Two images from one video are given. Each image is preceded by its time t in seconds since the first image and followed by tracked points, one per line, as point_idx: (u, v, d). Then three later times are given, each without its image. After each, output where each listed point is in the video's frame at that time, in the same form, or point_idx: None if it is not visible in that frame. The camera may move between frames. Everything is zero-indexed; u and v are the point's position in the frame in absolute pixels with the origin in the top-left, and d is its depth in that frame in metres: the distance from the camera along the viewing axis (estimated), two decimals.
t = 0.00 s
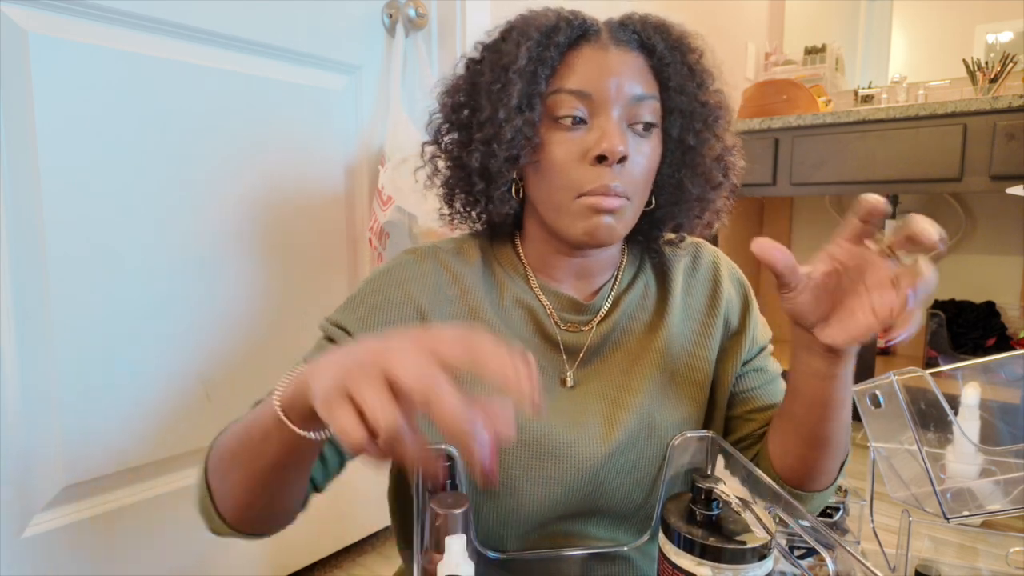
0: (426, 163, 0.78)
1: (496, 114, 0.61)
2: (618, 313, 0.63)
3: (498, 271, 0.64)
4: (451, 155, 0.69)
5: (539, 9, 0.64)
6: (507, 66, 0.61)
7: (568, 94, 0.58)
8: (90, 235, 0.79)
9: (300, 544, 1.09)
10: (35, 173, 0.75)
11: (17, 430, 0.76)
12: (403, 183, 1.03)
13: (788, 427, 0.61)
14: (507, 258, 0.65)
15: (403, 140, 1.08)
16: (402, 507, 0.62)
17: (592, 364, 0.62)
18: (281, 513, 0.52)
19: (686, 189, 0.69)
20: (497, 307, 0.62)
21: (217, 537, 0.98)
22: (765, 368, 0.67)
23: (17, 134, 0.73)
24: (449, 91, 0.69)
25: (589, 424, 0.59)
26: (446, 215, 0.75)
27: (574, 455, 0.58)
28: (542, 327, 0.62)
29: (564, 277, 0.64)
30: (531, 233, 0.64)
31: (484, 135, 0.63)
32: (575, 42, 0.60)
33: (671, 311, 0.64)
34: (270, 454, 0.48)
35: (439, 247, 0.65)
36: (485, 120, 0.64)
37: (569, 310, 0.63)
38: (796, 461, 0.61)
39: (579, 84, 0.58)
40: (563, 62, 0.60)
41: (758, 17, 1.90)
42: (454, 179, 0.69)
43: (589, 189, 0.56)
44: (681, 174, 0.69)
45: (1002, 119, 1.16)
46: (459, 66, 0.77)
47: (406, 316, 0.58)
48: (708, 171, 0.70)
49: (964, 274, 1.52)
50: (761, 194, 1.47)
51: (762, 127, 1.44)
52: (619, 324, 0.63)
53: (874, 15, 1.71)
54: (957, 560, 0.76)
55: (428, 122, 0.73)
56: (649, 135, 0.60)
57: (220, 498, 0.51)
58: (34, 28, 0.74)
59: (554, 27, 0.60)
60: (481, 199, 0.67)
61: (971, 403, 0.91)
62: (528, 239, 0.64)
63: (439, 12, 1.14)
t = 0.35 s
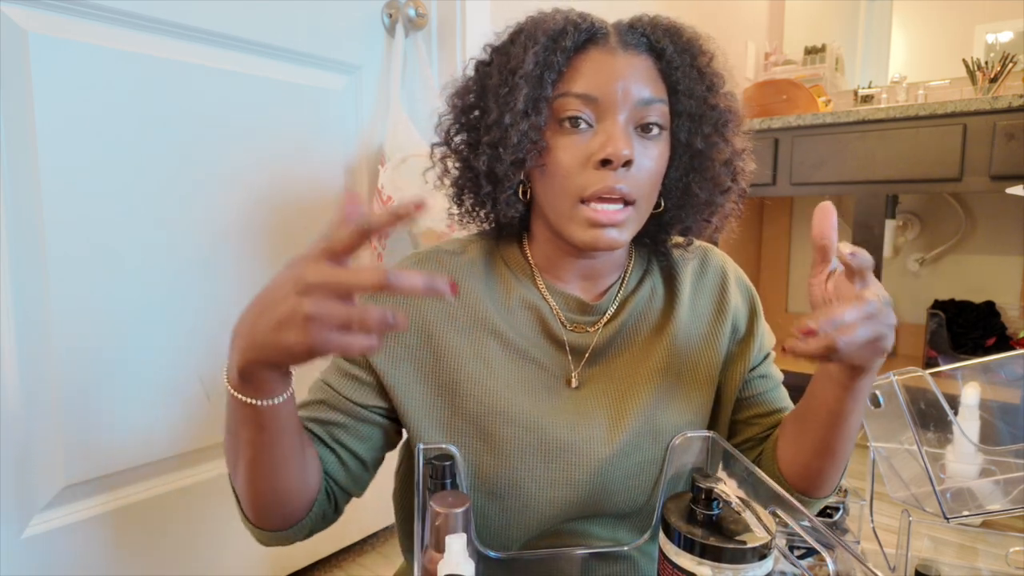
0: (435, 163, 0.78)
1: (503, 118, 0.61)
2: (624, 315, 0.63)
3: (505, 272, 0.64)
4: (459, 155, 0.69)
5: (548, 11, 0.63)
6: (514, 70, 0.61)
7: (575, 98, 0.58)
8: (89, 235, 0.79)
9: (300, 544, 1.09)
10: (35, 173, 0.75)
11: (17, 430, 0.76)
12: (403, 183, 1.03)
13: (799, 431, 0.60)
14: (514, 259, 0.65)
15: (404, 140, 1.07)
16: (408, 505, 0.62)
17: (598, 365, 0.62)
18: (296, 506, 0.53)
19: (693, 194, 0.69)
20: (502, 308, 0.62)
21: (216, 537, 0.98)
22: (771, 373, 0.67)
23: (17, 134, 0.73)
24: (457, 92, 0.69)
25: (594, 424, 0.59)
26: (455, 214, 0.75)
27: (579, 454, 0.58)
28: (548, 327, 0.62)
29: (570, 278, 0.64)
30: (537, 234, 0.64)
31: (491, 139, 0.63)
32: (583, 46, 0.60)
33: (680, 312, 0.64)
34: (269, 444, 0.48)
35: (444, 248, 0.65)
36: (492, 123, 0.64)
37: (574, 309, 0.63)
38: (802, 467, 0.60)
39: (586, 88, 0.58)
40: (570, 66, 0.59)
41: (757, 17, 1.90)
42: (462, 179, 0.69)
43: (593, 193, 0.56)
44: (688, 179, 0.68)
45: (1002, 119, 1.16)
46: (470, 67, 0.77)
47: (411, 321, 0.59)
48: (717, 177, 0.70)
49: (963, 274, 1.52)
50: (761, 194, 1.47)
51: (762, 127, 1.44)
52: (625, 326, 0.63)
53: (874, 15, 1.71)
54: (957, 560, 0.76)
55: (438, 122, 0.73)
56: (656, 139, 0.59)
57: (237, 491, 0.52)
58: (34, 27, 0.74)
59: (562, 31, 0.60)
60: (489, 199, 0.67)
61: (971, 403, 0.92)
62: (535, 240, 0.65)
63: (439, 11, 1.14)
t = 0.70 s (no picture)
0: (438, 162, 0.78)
1: (496, 119, 0.62)
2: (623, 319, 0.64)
3: (506, 274, 0.64)
4: (461, 156, 0.70)
5: (548, 12, 0.63)
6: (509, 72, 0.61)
7: (569, 99, 0.58)
8: (89, 235, 0.79)
9: (300, 544, 1.09)
10: (35, 173, 0.75)
11: (16, 430, 0.76)
12: (403, 182, 1.03)
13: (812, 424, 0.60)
14: (515, 260, 0.65)
15: (404, 140, 1.07)
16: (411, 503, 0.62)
17: (598, 366, 0.62)
18: (293, 488, 0.52)
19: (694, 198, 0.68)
20: (501, 310, 0.62)
21: (216, 537, 0.98)
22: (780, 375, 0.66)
23: (17, 134, 0.73)
24: (460, 91, 0.69)
25: (595, 424, 0.59)
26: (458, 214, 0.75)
27: (577, 454, 0.58)
28: (547, 328, 0.62)
29: (571, 280, 0.64)
30: (538, 235, 0.64)
31: (488, 141, 0.64)
32: (578, 46, 0.59)
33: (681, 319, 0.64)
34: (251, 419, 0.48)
35: (444, 248, 0.66)
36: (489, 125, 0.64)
37: (574, 310, 0.63)
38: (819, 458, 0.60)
39: (580, 89, 0.58)
40: (563, 68, 0.59)
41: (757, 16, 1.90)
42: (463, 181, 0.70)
43: (583, 195, 0.56)
44: (687, 182, 0.67)
45: (1002, 119, 1.16)
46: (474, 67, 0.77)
47: (410, 324, 0.60)
48: (719, 182, 0.68)
49: (963, 274, 1.52)
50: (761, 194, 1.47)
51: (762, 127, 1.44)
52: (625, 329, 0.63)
53: (874, 15, 1.71)
54: (957, 560, 0.76)
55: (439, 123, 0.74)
56: (653, 140, 0.59)
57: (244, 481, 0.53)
58: (35, 28, 0.74)
59: (556, 33, 0.60)
60: (488, 200, 0.67)
61: (971, 403, 0.91)
62: (535, 241, 0.65)
63: (439, 11, 1.14)
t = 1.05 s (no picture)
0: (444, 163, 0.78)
1: (485, 142, 0.62)
2: (624, 324, 0.63)
3: (506, 280, 0.64)
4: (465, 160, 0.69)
5: (542, 22, 0.60)
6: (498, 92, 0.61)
7: (550, 125, 0.55)
8: (89, 235, 0.79)
9: (300, 545, 1.09)
10: (36, 173, 0.75)
11: (16, 430, 0.76)
12: (403, 182, 1.04)
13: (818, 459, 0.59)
14: (513, 263, 0.64)
15: (403, 140, 1.08)
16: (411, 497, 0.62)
17: (596, 372, 0.62)
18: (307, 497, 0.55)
19: (681, 226, 0.64)
20: (499, 317, 0.62)
21: (217, 537, 0.98)
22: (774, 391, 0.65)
23: (17, 134, 0.73)
24: (462, 98, 0.69)
25: (593, 431, 0.60)
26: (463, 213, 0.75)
27: (575, 460, 0.58)
28: (544, 334, 0.62)
29: (568, 285, 0.63)
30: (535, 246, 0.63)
31: (482, 153, 0.64)
32: (564, 68, 0.56)
33: (682, 324, 0.63)
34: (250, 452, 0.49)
35: (442, 252, 0.66)
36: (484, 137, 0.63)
37: (572, 316, 0.62)
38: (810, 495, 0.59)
39: (563, 115, 0.55)
40: (545, 93, 0.57)
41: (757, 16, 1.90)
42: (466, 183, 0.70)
43: (560, 227, 0.54)
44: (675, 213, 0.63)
45: (1002, 119, 1.16)
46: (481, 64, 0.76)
47: (410, 330, 0.60)
48: (708, 215, 0.63)
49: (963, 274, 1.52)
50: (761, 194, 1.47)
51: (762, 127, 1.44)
52: (624, 337, 0.63)
53: (875, 15, 1.71)
54: (957, 560, 0.77)
55: (444, 123, 0.73)
56: (639, 171, 0.55)
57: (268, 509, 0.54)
58: (34, 27, 0.74)
59: (540, 55, 0.57)
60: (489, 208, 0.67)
61: (970, 403, 0.91)
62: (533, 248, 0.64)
63: (439, 11, 1.14)
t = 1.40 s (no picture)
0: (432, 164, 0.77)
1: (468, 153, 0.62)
2: (617, 321, 0.62)
3: (497, 280, 0.64)
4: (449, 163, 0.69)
5: (520, 29, 0.58)
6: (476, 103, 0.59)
7: (528, 141, 0.54)
8: (90, 235, 0.79)
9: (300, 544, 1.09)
10: (36, 173, 0.75)
11: (16, 429, 0.76)
12: (403, 183, 1.04)
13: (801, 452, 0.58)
14: (505, 263, 0.64)
15: (403, 140, 1.08)
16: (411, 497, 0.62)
17: (590, 371, 0.62)
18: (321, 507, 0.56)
19: (663, 234, 0.63)
20: (492, 317, 0.62)
21: (217, 537, 0.98)
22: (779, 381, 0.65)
23: (17, 134, 0.73)
24: (446, 101, 0.67)
25: (589, 429, 0.60)
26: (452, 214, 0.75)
27: (569, 459, 0.59)
28: (537, 332, 0.62)
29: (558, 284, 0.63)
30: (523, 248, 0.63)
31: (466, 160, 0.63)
32: (538, 83, 0.55)
33: (672, 320, 0.64)
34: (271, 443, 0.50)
35: (436, 255, 0.66)
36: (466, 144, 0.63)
37: (565, 315, 0.62)
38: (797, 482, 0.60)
39: (540, 131, 0.53)
40: (522, 109, 0.55)
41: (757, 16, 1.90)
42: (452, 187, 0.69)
43: (542, 239, 0.55)
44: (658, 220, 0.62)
45: (1002, 119, 1.16)
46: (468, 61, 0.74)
47: (402, 332, 0.60)
48: (688, 224, 0.62)
49: (963, 274, 1.52)
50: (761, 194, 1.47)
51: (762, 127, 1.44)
52: (617, 333, 0.63)
53: (875, 15, 1.71)
54: (957, 560, 0.77)
55: (430, 125, 0.72)
56: (619, 183, 0.54)
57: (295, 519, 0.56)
58: (35, 28, 0.74)
59: (514, 71, 0.56)
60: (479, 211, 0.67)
61: (970, 403, 0.91)
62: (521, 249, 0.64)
63: (439, 11, 1.14)
